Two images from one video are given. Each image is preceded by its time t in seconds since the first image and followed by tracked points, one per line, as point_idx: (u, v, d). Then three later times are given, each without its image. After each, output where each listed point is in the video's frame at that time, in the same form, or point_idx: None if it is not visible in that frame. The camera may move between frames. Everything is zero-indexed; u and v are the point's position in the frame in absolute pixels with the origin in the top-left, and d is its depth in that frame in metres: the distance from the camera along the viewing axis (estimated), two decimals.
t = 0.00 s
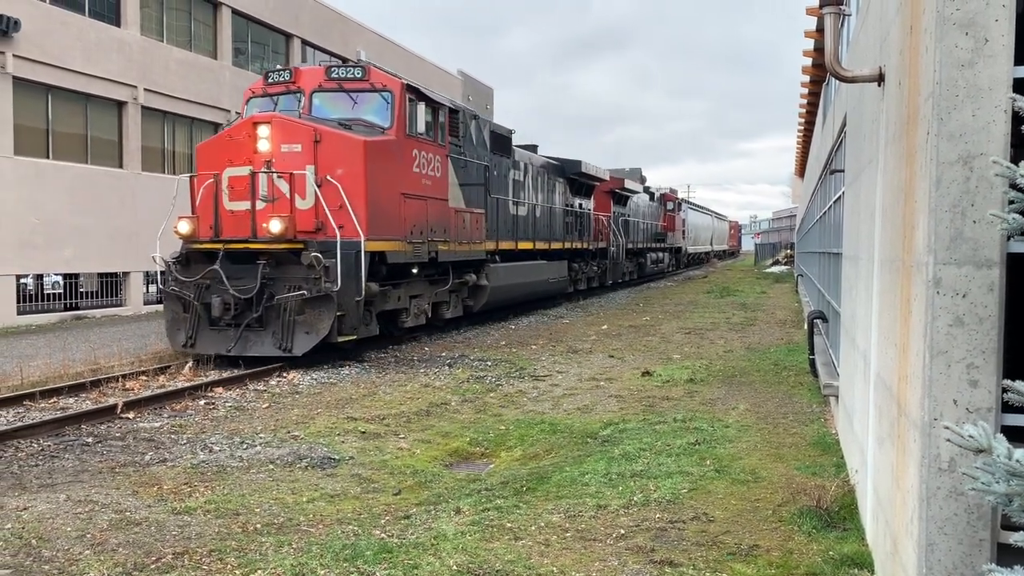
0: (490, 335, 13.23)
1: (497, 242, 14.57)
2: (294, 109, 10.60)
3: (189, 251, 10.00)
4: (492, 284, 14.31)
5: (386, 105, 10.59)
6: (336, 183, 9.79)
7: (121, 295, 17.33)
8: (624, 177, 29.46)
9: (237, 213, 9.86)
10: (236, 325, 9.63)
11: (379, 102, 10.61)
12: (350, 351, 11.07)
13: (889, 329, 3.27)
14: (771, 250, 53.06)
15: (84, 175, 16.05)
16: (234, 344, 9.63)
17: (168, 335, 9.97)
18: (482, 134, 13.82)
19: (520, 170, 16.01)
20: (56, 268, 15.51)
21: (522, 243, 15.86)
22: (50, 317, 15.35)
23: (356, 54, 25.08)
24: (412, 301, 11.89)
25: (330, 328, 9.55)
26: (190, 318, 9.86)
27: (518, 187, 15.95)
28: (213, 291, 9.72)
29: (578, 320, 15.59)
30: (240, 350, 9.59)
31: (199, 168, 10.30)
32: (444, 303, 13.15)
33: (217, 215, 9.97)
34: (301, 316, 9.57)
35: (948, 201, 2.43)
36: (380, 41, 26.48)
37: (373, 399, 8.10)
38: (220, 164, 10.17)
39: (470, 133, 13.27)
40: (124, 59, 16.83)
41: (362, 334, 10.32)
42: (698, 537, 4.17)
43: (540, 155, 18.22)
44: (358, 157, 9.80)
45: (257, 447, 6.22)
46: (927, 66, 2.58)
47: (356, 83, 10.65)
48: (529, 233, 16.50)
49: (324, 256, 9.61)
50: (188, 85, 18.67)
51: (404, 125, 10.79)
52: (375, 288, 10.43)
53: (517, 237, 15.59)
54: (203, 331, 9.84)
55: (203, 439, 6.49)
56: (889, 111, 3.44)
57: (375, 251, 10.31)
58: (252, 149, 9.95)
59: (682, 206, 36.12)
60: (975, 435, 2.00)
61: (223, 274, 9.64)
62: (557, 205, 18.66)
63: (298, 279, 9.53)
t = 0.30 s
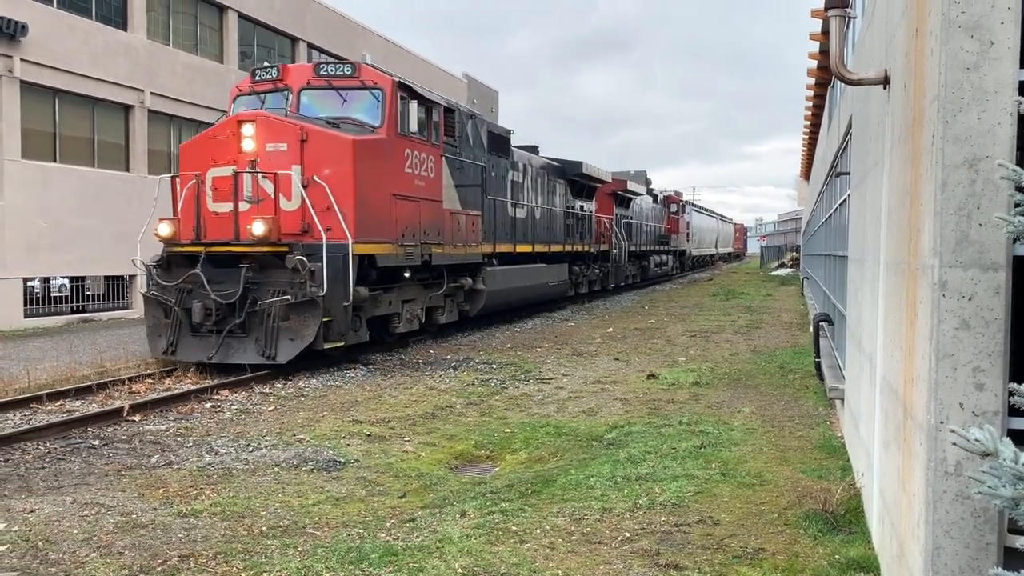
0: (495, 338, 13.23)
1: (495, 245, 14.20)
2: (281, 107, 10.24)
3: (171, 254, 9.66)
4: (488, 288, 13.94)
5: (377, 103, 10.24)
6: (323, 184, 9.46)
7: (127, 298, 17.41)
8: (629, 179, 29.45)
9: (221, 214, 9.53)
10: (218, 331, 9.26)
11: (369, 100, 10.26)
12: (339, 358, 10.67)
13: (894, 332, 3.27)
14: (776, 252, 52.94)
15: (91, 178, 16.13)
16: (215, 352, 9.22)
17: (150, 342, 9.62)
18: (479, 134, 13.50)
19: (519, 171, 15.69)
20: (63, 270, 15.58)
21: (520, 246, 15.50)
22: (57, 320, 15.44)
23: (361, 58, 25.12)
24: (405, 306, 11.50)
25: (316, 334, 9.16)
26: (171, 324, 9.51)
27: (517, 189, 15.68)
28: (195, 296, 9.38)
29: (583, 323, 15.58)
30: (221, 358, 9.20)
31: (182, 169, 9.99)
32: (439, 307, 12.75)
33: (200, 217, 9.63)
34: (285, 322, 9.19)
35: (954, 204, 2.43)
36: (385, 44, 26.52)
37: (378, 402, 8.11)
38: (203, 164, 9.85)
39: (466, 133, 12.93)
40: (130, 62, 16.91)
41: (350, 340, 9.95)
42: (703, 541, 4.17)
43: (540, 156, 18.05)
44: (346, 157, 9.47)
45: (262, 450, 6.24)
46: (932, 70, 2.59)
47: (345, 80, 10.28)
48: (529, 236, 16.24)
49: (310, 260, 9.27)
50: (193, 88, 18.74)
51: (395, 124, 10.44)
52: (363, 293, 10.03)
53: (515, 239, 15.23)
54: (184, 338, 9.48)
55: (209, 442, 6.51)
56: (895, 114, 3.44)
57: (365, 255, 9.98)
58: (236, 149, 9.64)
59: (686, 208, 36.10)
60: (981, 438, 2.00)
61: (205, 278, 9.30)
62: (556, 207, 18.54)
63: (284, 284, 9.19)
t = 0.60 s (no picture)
0: (501, 341, 13.23)
1: (491, 249, 14.02)
2: (268, 105, 10.08)
3: (150, 259, 9.29)
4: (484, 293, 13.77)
5: (366, 102, 10.01)
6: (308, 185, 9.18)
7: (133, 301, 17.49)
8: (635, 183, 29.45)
9: (202, 217, 9.17)
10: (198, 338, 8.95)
11: (358, 98, 10.03)
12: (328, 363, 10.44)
13: (902, 335, 3.26)
14: (783, 256, 52.79)
15: (98, 182, 16.22)
16: (195, 360, 8.89)
17: (129, 350, 9.31)
18: (475, 134, 13.40)
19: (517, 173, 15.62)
20: (71, 274, 15.67)
21: (518, 250, 15.39)
22: (64, 323, 15.53)
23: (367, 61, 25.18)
24: (396, 312, 11.33)
25: (300, 342, 8.92)
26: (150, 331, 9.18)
27: (516, 192, 15.60)
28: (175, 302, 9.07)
29: (589, 327, 15.56)
30: (202, 367, 8.89)
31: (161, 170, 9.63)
32: (432, 313, 12.57)
33: (180, 220, 9.26)
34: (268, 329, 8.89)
35: (961, 207, 2.42)
36: (391, 48, 26.57)
37: (384, 405, 8.12)
38: (183, 164, 9.50)
39: (463, 134, 12.82)
40: (137, 66, 17.00)
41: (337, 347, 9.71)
42: (709, 545, 4.16)
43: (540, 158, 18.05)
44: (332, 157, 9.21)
45: (268, 453, 6.25)
46: (940, 73, 2.58)
47: (334, 77, 10.10)
48: (528, 239, 16.20)
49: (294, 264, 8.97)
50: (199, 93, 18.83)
51: (385, 123, 10.20)
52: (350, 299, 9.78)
53: (512, 242, 15.12)
54: (163, 346, 9.15)
55: (215, 445, 6.53)
56: (902, 116, 3.43)
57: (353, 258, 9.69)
58: (218, 148, 9.31)
59: (691, 211, 36.06)
60: (989, 443, 2.00)
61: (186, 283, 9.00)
62: (557, 209, 18.50)
63: (266, 289, 8.90)
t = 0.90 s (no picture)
0: (507, 345, 13.22)
1: (486, 252, 13.74)
2: (252, 102, 9.69)
3: (128, 262, 8.93)
4: (480, 297, 13.55)
5: (355, 99, 9.60)
6: (292, 185, 8.80)
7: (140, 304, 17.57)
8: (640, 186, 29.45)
9: (184, 219, 8.88)
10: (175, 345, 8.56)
11: (346, 95, 9.63)
12: (315, 371, 10.02)
13: (909, 339, 3.25)
14: (789, 259, 52.66)
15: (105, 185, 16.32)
16: (172, 368, 8.51)
17: (105, 357, 8.90)
18: (472, 134, 13.18)
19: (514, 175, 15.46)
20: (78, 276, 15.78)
21: (516, 252, 15.23)
22: (72, 326, 15.64)
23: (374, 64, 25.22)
24: (387, 317, 10.93)
25: (282, 349, 8.49)
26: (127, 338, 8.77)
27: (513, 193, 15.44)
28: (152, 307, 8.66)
29: (595, 330, 15.54)
30: (179, 375, 8.51)
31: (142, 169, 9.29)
32: (426, 318, 12.26)
33: (163, 222, 8.99)
34: (249, 336, 8.48)
35: (969, 210, 2.42)
36: (397, 51, 26.62)
37: (390, 408, 8.12)
38: (164, 163, 9.16)
39: (458, 133, 12.55)
40: (144, 70, 17.09)
41: (322, 353, 9.29)
42: (715, 549, 4.15)
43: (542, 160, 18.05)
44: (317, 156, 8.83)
45: (275, 456, 6.27)
46: (947, 77, 2.58)
47: (321, 74, 9.71)
48: (528, 241, 16.16)
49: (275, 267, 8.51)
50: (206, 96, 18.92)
51: (375, 122, 9.81)
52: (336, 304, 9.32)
53: (509, 245, 14.92)
54: (140, 353, 8.76)
55: (221, 448, 6.54)
56: (910, 120, 3.42)
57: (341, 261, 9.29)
58: (200, 147, 8.98)
59: (696, 214, 36.03)
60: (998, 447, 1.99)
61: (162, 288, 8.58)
62: (557, 210, 18.49)
63: (246, 294, 8.47)
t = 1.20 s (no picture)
0: (513, 346, 13.27)
1: (482, 253, 13.67)
2: (235, 97, 9.46)
3: (102, 264, 8.69)
4: (475, 301, 13.41)
5: (341, 93, 9.41)
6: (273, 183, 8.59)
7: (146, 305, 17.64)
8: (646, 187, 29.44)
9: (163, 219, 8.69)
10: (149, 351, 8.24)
11: (333, 89, 9.43)
12: (298, 377, 9.73)
13: (917, 339, 3.23)
14: (795, 260, 52.52)
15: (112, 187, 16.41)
16: (146, 375, 8.18)
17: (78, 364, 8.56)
18: (468, 133, 13.14)
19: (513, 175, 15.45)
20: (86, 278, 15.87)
21: (514, 253, 15.18)
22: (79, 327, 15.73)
23: (380, 66, 25.27)
24: (376, 321, 10.66)
25: (261, 355, 8.20)
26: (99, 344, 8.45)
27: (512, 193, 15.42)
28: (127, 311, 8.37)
29: (601, 331, 15.52)
30: (154, 382, 8.18)
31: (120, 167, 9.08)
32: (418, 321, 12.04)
33: (143, 222, 8.81)
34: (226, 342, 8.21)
35: (978, 211, 2.40)
36: (404, 53, 26.66)
37: (396, 410, 8.13)
38: (142, 161, 8.94)
39: (454, 131, 12.50)
40: (151, 72, 17.18)
41: (305, 360, 8.97)
42: (723, 551, 4.14)
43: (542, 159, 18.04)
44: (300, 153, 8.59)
45: (281, 457, 6.29)
46: (956, 77, 2.57)
47: (306, 67, 9.50)
48: (526, 241, 16.12)
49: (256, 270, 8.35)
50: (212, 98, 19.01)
51: (362, 118, 9.59)
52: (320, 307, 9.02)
53: (507, 246, 14.89)
54: (112, 359, 8.41)
55: (228, 449, 6.56)
56: (917, 121, 3.40)
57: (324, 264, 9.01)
58: (178, 144, 8.75)
59: (701, 215, 35.97)
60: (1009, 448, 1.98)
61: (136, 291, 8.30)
62: (557, 210, 18.45)
63: (223, 297, 8.23)
